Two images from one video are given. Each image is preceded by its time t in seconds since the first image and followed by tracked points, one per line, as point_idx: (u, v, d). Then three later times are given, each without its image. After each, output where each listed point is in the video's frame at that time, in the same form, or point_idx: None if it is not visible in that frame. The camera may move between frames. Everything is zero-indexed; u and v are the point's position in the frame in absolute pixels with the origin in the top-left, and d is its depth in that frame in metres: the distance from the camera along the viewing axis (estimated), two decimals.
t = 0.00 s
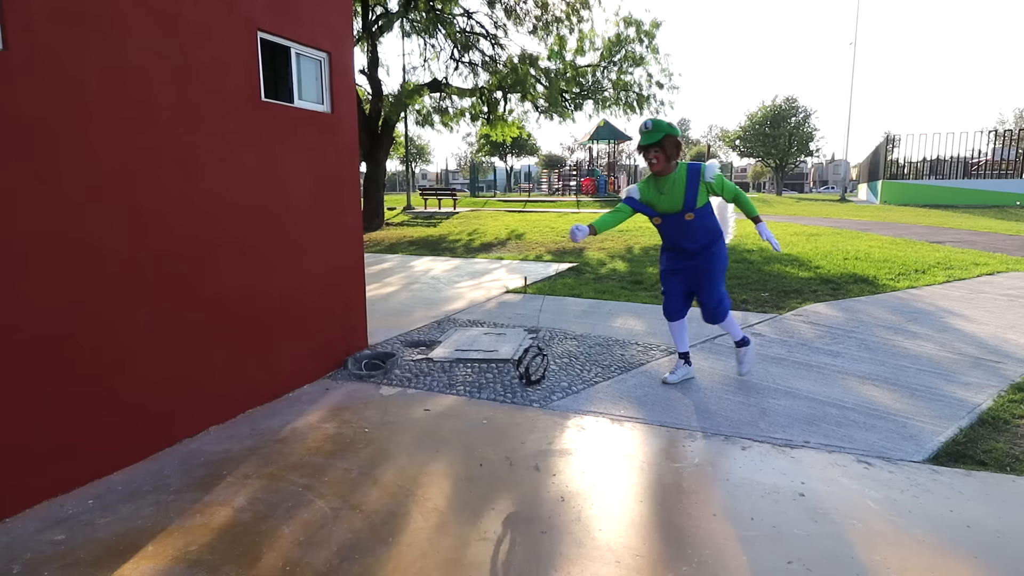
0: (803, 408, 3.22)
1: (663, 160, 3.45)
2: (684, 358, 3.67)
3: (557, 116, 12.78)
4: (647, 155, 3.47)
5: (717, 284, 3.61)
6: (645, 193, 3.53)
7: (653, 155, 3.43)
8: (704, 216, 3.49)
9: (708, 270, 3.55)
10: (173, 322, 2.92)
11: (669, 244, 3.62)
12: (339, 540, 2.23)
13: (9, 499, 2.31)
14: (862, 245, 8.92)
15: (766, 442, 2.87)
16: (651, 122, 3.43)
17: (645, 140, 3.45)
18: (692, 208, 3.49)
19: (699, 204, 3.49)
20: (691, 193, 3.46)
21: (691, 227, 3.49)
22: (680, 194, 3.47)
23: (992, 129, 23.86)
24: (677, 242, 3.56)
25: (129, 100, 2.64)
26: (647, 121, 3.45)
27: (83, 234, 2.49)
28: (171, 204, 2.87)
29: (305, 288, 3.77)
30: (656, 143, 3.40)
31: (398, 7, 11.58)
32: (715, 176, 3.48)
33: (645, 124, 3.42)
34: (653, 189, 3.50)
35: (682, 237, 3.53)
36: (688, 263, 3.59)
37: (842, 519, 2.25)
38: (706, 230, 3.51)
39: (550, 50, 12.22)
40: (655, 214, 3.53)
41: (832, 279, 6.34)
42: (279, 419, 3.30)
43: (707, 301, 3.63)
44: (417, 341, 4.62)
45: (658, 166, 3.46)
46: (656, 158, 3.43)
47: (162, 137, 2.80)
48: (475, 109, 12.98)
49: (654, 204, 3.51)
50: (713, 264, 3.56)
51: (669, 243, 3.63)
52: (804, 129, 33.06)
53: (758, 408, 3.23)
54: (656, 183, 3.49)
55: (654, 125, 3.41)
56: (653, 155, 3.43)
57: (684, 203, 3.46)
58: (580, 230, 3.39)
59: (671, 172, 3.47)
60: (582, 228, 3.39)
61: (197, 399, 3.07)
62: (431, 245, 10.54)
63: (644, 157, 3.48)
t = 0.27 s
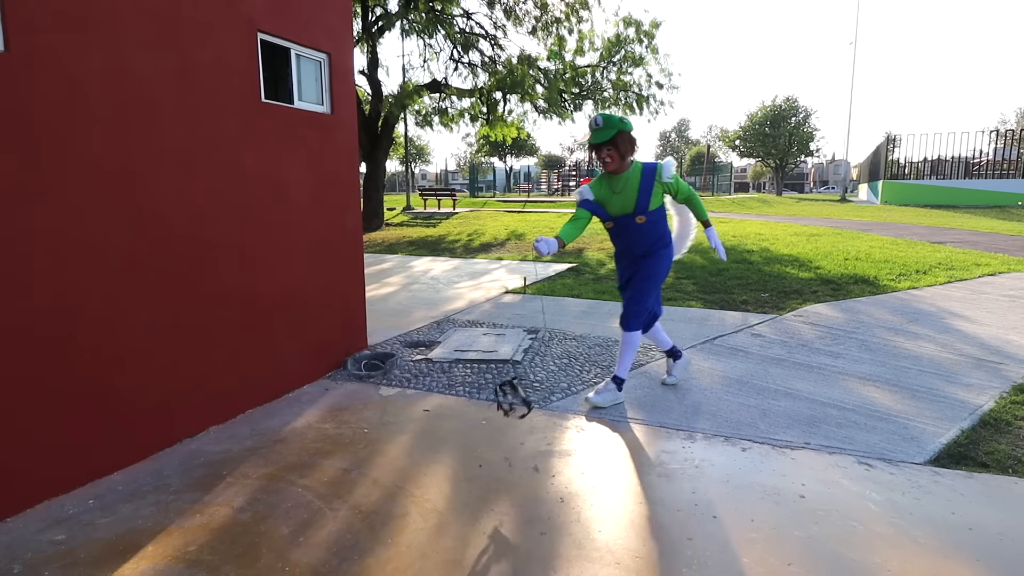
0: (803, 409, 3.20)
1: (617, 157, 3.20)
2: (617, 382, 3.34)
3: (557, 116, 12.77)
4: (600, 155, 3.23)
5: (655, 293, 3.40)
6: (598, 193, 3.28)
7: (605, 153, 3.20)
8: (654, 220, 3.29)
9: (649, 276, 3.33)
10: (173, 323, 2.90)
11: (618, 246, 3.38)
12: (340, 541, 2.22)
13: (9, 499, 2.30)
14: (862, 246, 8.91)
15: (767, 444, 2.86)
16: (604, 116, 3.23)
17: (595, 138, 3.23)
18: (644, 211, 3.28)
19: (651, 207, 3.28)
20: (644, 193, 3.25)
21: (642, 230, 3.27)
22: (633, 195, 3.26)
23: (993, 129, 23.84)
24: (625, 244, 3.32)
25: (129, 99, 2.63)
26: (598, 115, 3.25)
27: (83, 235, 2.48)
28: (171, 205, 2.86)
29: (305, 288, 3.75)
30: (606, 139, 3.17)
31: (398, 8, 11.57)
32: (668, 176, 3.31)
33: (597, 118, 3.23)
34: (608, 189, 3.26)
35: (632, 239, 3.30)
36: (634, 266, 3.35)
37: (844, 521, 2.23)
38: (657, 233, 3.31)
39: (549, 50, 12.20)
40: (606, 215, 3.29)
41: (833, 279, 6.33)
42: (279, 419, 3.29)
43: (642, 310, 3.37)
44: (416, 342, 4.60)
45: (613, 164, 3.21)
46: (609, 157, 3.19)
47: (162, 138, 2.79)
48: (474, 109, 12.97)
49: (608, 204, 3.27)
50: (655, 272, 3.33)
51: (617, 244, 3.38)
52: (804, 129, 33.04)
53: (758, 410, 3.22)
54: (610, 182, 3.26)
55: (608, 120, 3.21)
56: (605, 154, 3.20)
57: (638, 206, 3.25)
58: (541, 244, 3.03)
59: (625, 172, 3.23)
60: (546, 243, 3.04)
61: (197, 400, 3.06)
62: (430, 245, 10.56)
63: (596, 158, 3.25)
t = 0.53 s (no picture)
0: (803, 410, 3.20)
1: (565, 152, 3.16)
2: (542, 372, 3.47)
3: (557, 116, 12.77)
4: (547, 149, 3.16)
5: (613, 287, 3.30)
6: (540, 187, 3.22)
7: (554, 147, 3.14)
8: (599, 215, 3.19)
9: (607, 269, 3.27)
10: (173, 323, 2.90)
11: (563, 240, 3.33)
12: (340, 541, 2.21)
13: (10, 499, 2.30)
14: (863, 246, 8.90)
15: (766, 444, 2.85)
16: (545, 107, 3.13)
17: (540, 130, 3.13)
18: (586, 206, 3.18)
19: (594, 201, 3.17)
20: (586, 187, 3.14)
21: (586, 226, 3.18)
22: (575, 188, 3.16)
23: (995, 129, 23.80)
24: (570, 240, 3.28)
25: (129, 99, 2.62)
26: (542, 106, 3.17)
27: (83, 236, 2.48)
28: (171, 205, 2.85)
29: (305, 288, 3.75)
30: (557, 133, 3.10)
31: (398, 8, 11.57)
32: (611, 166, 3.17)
33: (541, 110, 3.15)
34: (549, 182, 3.19)
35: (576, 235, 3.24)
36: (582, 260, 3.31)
37: (844, 522, 2.23)
38: (603, 227, 3.22)
39: (550, 50, 12.20)
40: (546, 209, 3.22)
41: (833, 280, 6.32)
42: (279, 419, 3.29)
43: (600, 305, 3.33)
44: (416, 342, 4.60)
45: (558, 160, 3.15)
46: (557, 151, 3.13)
47: (162, 138, 2.79)
48: (474, 109, 12.96)
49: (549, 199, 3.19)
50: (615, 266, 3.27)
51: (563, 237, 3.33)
52: (805, 129, 33.01)
53: (758, 410, 3.21)
54: (552, 176, 3.19)
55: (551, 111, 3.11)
56: (552, 147, 3.14)
57: (580, 201, 3.16)
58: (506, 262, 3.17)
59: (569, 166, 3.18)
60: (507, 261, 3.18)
61: (196, 400, 3.05)
62: (430, 245, 10.56)
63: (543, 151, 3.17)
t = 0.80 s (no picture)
0: (803, 410, 3.20)
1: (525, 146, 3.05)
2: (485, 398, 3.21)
3: (557, 116, 12.77)
4: (506, 141, 3.02)
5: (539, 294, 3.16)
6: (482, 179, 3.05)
7: (518, 139, 3.00)
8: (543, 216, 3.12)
9: (527, 276, 3.11)
10: (173, 323, 2.90)
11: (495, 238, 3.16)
12: (339, 540, 2.21)
13: (10, 498, 2.31)
14: (864, 246, 8.89)
15: (766, 444, 2.85)
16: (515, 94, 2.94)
17: (507, 119, 2.94)
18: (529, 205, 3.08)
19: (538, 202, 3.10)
20: (533, 184, 3.07)
21: (526, 224, 3.07)
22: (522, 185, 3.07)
23: (996, 129, 23.77)
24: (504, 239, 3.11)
25: (128, 98, 2.62)
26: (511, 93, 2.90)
27: (84, 235, 2.48)
28: (172, 205, 2.86)
29: (305, 288, 3.76)
30: (524, 128, 2.97)
31: (398, 7, 11.57)
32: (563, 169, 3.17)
33: (516, 97, 2.89)
34: (493, 176, 3.05)
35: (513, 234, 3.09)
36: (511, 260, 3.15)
37: (843, 522, 2.23)
38: (541, 229, 3.13)
39: (550, 50, 12.20)
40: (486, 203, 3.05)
41: (833, 280, 6.32)
42: (279, 419, 3.29)
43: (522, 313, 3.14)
44: (417, 341, 4.61)
45: (513, 155, 3.03)
46: (518, 146, 3.01)
47: (162, 138, 2.79)
48: (474, 109, 12.96)
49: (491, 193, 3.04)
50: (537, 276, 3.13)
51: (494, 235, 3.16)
52: (806, 129, 33.00)
53: (758, 410, 3.21)
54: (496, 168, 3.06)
55: (525, 100, 2.92)
56: (512, 141, 3.00)
57: (525, 198, 3.04)
58: (455, 260, 2.87)
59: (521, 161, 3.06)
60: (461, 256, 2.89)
61: (197, 399, 3.06)
62: (430, 245, 10.56)
63: (502, 142, 3.02)
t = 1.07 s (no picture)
0: (803, 410, 3.20)
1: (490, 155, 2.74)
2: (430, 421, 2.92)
3: (557, 116, 12.76)
4: (471, 145, 2.68)
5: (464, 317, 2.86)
6: (429, 177, 2.68)
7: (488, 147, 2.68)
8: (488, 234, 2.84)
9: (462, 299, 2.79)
10: (173, 322, 2.90)
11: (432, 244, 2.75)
12: (338, 539, 2.21)
13: (12, 496, 2.31)
14: (865, 247, 8.88)
15: (765, 444, 2.85)
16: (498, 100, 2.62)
17: (481, 124, 2.62)
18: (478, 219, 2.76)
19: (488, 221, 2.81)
20: (487, 198, 2.79)
21: (475, 242, 2.76)
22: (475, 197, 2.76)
23: (997, 129, 23.73)
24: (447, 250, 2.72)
25: (128, 97, 2.62)
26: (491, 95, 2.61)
27: (84, 235, 2.48)
28: (172, 204, 2.86)
29: (304, 287, 3.76)
30: (494, 136, 2.67)
31: (398, 7, 11.56)
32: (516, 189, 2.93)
33: (495, 103, 2.61)
34: (445, 179, 2.69)
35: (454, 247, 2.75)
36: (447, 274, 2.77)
37: (842, 522, 2.22)
38: (486, 249, 2.84)
39: (550, 49, 12.19)
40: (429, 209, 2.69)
41: (833, 280, 6.32)
42: (279, 418, 3.29)
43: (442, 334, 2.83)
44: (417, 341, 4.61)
45: (474, 160, 2.71)
46: (483, 154, 2.69)
47: (162, 137, 2.80)
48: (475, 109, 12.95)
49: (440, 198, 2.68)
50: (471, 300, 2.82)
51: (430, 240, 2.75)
52: (806, 129, 32.98)
53: (757, 410, 3.21)
54: (448, 172, 2.71)
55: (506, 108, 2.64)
56: (478, 147, 2.67)
57: (475, 212, 2.75)
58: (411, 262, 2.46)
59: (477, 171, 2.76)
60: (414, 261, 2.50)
61: (197, 398, 3.06)
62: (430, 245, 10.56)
63: (467, 145, 2.68)
